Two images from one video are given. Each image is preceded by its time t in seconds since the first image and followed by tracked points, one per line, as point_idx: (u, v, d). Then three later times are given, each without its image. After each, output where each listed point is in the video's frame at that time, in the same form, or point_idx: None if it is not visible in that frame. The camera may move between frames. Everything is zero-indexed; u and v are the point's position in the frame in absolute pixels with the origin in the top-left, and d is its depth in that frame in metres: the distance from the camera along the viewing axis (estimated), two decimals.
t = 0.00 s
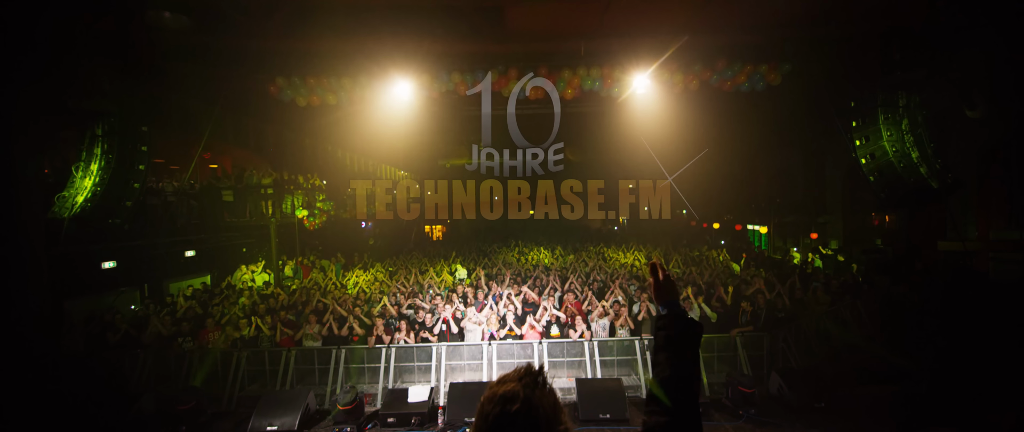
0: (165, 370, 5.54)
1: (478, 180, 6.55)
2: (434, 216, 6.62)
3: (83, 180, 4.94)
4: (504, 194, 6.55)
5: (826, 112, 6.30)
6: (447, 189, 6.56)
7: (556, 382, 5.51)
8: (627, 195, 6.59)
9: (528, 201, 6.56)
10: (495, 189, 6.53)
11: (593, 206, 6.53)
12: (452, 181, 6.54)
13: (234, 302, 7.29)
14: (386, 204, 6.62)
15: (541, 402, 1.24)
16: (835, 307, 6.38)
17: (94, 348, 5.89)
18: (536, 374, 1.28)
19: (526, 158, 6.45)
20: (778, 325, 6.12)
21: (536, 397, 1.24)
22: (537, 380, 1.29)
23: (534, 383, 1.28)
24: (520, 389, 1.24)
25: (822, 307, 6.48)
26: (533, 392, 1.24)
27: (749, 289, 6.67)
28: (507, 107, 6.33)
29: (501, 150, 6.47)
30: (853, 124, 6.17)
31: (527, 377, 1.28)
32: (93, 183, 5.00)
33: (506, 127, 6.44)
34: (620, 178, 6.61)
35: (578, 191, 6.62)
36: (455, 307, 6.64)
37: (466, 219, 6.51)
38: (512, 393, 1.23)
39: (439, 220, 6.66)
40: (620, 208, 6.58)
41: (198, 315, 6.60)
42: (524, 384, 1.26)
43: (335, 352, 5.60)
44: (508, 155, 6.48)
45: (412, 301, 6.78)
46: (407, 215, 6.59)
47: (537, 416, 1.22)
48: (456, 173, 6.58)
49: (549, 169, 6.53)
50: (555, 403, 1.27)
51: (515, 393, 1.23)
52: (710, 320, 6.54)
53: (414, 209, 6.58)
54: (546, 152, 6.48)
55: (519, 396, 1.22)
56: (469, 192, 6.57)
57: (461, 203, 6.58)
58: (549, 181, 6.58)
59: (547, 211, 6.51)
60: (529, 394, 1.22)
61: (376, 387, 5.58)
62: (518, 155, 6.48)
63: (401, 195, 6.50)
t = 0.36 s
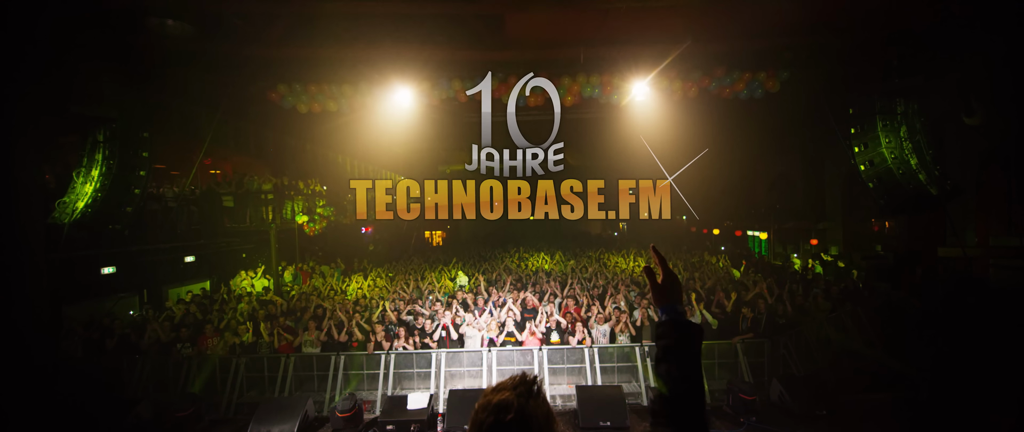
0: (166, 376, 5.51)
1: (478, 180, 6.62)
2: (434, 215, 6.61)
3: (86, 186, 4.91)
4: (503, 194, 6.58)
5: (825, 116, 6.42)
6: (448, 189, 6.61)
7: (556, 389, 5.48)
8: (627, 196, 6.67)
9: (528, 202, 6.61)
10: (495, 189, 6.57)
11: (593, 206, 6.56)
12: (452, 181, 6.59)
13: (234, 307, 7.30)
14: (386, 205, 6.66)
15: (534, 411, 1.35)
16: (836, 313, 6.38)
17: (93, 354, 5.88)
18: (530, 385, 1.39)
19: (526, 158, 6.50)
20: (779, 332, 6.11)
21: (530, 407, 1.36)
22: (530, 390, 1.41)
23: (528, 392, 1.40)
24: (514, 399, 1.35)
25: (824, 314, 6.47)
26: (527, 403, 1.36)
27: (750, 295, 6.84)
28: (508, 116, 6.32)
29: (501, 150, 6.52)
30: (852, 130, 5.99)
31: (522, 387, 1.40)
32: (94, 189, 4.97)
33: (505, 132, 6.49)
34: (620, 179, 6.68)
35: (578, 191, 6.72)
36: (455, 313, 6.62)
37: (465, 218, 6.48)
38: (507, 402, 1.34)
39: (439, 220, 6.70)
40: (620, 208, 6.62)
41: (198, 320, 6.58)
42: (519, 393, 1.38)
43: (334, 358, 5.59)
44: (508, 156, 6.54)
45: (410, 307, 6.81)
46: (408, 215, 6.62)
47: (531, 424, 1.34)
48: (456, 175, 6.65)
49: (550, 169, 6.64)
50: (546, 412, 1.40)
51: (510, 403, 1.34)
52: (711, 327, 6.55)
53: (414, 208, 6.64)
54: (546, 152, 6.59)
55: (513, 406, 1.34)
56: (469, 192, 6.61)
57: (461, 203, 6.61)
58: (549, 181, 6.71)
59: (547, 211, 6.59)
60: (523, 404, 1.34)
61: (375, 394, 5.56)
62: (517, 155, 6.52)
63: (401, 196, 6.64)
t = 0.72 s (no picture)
0: (164, 381, 5.49)
1: (478, 180, 6.64)
2: (434, 215, 6.67)
3: (86, 188, 4.94)
4: (503, 194, 6.60)
5: (826, 121, 6.42)
6: (448, 189, 6.68)
7: (556, 394, 5.43)
8: (628, 196, 6.74)
9: (528, 202, 6.66)
10: (495, 189, 6.60)
11: (593, 206, 6.59)
12: (452, 181, 6.62)
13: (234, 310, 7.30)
14: (386, 205, 6.66)
15: (524, 416, 1.37)
16: (837, 318, 6.38)
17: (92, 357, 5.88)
18: (519, 389, 1.41)
19: (526, 158, 6.50)
20: (779, 337, 6.10)
21: (519, 411, 1.37)
22: (521, 394, 1.42)
23: (518, 397, 1.41)
24: (504, 402, 1.37)
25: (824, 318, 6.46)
26: (516, 407, 1.38)
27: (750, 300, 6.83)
28: (507, 117, 6.28)
29: (501, 150, 6.53)
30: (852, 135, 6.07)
31: (513, 391, 1.41)
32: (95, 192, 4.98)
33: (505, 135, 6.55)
34: (620, 179, 6.79)
35: (579, 191, 6.80)
36: (455, 317, 6.61)
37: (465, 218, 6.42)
38: (497, 405, 1.35)
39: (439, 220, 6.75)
40: (620, 208, 6.69)
41: (197, 324, 6.58)
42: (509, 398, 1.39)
43: (333, 362, 5.57)
44: (509, 156, 6.56)
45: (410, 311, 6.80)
46: (408, 215, 6.65)
47: (519, 425, 1.35)
48: (456, 175, 6.70)
49: (550, 169, 6.67)
50: (537, 415, 1.42)
51: (499, 405, 1.36)
52: (711, 332, 6.54)
53: (414, 208, 6.66)
54: (546, 152, 6.61)
55: (503, 410, 1.35)
56: (469, 192, 6.61)
57: (461, 203, 6.62)
58: (549, 181, 6.78)
59: (547, 211, 6.67)
60: (513, 407, 1.35)
61: (374, 398, 5.53)
62: (518, 155, 6.54)
63: (401, 196, 6.62)
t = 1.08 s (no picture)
0: (165, 382, 5.48)
1: (478, 180, 6.62)
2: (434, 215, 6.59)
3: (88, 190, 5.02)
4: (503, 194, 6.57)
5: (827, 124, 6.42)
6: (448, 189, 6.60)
7: (556, 398, 5.43)
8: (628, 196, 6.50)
9: (528, 201, 6.66)
10: (495, 189, 6.57)
11: (593, 206, 6.41)
12: (452, 181, 6.58)
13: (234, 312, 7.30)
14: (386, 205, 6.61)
15: (515, 417, 1.37)
16: (838, 321, 6.36)
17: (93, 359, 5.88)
18: (512, 390, 1.42)
19: (527, 158, 6.40)
20: (780, 340, 6.09)
21: (511, 412, 1.37)
22: (514, 396, 1.42)
23: (511, 398, 1.41)
24: (495, 404, 1.38)
25: (825, 320, 6.44)
26: (508, 409, 1.37)
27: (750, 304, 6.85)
28: (506, 117, 6.16)
29: (500, 151, 6.32)
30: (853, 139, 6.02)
31: (506, 393, 1.42)
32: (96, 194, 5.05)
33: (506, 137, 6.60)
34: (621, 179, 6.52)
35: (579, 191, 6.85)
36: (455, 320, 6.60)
37: (465, 218, 6.28)
38: (489, 406, 1.36)
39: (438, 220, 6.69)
40: (620, 208, 6.48)
41: (196, 326, 6.59)
42: (501, 399, 1.40)
43: (333, 364, 5.56)
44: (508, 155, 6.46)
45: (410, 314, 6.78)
46: (407, 215, 6.63)
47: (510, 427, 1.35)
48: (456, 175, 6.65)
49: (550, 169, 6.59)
50: (529, 417, 1.42)
51: (491, 406, 1.37)
52: (712, 335, 6.51)
53: (414, 208, 6.63)
54: (546, 151, 6.53)
55: (494, 411, 1.36)
56: (469, 192, 6.57)
57: (461, 203, 6.58)
58: (548, 181, 6.77)
59: (547, 211, 6.66)
60: (503, 409, 1.36)
61: (374, 401, 5.52)
62: (518, 155, 6.43)
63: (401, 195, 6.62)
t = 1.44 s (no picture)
0: (168, 380, 5.50)
1: (478, 180, 6.63)
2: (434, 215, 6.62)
3: (92, 191, 5.06)
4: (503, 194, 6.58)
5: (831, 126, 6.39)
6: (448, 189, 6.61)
7: (557, 399, 5.43)
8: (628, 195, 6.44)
9: (528, 202, 6.65)
10: (495, 189, 6.57)
11: (593, 206, 6.41)
12: (452, 181, 6.57)
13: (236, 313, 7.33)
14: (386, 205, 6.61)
15: (511, 418, 1.37)
16: (841, 325, 6.33)
17: (96, 358, 5.91)
18: (509, 391, 1.40)
19: (526, 158, 6.40)
20: (782, 344, 6.07)
21: (508, 412, 1.37)
22: (511, 396, 1.41)
23: (509, 400, 1.40)
24: (492, 405, 1.37)
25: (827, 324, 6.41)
26: (505, 410, 1.37)
27: (752, 307, 6.81)
28: (508, 118, 6.20)
29: (501, 151, 6.27)
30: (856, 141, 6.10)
31: (502, 394, 1.41)
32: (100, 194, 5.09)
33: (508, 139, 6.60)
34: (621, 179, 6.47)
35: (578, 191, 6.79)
36: (456, 321, 6.60)
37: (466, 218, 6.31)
38: (485, 407, 1.36)
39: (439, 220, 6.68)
40: (620, 208, 6.47)
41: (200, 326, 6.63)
42: (498, 400, 1.39)
43: (335, 364, 5.58)
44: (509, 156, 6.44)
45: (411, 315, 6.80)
46: (408, 215, 6.64)
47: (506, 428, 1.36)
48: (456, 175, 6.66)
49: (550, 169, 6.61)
50: (526, 417, 1.41)
51: (488, 407, 1.37)
52: (715, 338, 6.48)
53: (414, 208, 6.63)
54: (546, 152, 6.52)
55: (491, 412, 1.36)
56: (469, 192, 6.58)
57: (461, 203, 6.58)
58: (549, 181, 6.73)
59: (547, 211, 6.65)
60: (500, 409, 1.35)
61: (375, 401, 5.53)
62: (518, 155, 6.42)
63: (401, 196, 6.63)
